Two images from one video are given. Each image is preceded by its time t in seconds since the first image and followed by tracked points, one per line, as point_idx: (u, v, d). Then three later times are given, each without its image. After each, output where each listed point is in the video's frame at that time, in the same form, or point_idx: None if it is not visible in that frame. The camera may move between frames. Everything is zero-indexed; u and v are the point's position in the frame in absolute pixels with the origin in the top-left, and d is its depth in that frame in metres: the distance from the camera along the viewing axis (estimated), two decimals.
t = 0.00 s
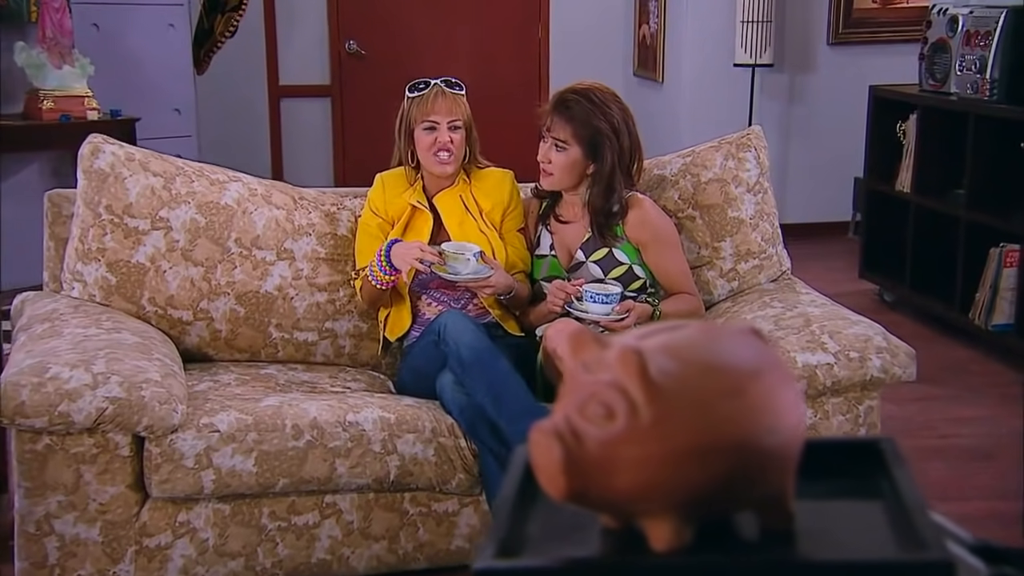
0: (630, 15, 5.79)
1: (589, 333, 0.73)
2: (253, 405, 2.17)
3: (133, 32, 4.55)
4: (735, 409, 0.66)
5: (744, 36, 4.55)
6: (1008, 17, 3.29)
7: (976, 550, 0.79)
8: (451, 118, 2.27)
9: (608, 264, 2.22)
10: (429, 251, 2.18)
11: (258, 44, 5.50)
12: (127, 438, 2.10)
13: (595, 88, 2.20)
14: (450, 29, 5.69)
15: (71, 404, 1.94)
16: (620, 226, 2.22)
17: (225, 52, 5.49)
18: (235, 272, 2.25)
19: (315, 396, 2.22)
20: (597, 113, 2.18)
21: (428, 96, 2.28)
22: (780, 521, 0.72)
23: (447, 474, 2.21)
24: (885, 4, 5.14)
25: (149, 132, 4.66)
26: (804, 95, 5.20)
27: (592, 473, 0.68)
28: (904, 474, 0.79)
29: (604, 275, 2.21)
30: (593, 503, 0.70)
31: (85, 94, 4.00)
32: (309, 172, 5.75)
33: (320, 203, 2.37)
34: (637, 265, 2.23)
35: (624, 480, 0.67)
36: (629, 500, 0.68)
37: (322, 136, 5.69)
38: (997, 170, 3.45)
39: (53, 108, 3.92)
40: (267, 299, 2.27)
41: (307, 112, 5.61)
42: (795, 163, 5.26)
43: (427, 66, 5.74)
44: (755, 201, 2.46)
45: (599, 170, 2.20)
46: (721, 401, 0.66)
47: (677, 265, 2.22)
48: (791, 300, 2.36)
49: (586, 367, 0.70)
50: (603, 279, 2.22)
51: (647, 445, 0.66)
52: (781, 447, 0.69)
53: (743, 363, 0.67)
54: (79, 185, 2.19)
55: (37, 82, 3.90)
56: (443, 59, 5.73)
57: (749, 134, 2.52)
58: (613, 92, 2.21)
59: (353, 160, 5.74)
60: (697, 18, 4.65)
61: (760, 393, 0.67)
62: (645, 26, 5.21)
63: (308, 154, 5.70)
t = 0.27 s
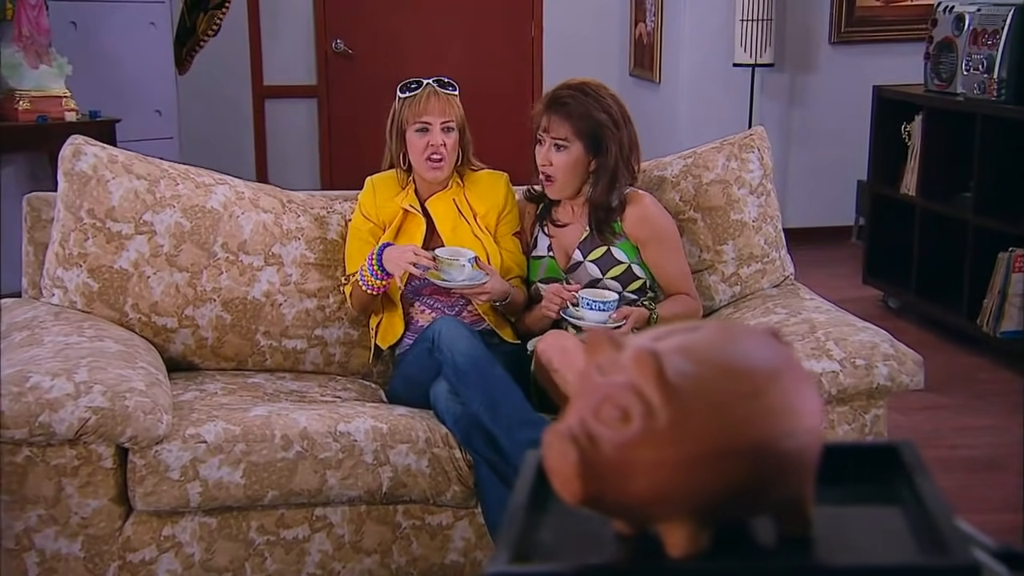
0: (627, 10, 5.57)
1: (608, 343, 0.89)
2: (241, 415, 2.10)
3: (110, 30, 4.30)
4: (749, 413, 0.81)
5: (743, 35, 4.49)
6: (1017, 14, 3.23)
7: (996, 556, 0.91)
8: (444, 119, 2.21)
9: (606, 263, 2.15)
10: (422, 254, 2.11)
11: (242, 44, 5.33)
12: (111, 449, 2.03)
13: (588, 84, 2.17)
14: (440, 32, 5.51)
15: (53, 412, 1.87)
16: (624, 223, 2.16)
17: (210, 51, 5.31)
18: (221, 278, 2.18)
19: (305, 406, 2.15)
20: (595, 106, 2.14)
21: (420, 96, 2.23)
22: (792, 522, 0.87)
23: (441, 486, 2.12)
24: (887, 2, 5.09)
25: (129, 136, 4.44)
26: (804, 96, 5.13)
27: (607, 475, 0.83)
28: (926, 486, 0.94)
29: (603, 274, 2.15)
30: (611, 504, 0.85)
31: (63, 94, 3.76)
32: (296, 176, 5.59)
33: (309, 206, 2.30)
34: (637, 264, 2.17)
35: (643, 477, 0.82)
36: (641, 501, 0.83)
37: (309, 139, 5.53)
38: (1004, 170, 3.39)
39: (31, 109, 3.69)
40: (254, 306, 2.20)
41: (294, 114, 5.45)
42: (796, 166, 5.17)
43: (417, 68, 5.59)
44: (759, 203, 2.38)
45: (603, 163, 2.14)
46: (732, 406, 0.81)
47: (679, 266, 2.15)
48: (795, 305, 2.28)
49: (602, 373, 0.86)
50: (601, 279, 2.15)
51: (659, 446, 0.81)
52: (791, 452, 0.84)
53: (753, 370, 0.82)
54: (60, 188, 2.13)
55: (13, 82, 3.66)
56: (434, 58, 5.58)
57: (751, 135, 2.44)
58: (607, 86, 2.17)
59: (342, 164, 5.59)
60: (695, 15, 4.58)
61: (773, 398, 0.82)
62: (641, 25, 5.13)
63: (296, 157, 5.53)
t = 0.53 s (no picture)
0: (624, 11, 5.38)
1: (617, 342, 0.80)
2: (229, 425, 2.03)
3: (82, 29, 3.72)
4: (771, 416, 0.73)
5: (743, 35, 4.29)
6: None
7: None
8: (437, 120, 2.16)
9: (605, 266, 2.10)
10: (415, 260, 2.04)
11: (225, 43, 5.07)
12: (94, 461, 1.96)
13: (585, 80, 2.09)
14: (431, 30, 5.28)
15: (33, 424, 1.80)
16: (624, 224, 2.10)
17: (190, 51, 5.06)
18: (207, 284, 2.11)
19: (295, 417, 2.09)
20: (592, 102, 2.06)
21: (413, 96, 2.17)
22: (813, 531, 0.79)
23: (436, 499, 2.05)
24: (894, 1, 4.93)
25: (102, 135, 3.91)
26: (807, 96, 4.93)
27: (622, 480, 0.75)
28: (951, 492, 0.85)
29: (602, 278, 2.10)
30: (624, 511, 0.76)
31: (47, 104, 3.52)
32: (279, 179, 5.29)
33: (298, 211, 2.24)
34: (637, 268, 2.11)
35: (658, 486, 0.74)
36: (658, 507, 0.75)
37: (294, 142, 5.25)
38: (1012, 171, 3.32)
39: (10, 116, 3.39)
40: (241, 313, 2.13)
41: (276, 114, 5.17)
42: (795, 170, 4.97)
43: (404, 68, 5.32)
44: (764, 206, 2.31)
45: (602, 161, 2.08)
46: (751, 409, 0.73)
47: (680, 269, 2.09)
48: (800, 311, 2.21)
49: (615, 373, 0.77)
50: (600, 282, 2.10)
51: (676, 451, 0.73)
52: (813, 456, 0.76)
53: (773, 372, 0.74)
54: (40, 191, 2.06)
55: None
56: (423, 57, 5.31)
57: (756, 136, 2.37)
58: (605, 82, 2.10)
59: (327, 166, 5.31)
60: (693, 16, 4.39)
61: (794, 401, 0.74)
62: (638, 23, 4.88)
63: (280, 160, 5.25)
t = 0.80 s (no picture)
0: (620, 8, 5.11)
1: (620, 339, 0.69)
2: (214, 434, 1.97)
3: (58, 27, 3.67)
4: (786, 417, 0.63)
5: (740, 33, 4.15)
6: None
7: None
8: (428, 120, 2.11)
9: (605, 270, 2.05)
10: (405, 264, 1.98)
11: (206, 42, 4.78)
12: (75, 471, 1.89)
13: (581, 74, 2.03)
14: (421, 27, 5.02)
15: (11, 436, 1.73)
16: (623, 224, 2.05)
17: (168, 49, 4.75)
18: (191, 289, 2.05)
19: (283, 425, 2.02)
20: (587, 98, 2.01)
21: (402, 96, 2.12)
22: (829, 536, 0.68)
23: (428, 509, 1.99)
24: None
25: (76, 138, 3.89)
26: (806, 96, 4.78)
27: (635, 485, 0.65)
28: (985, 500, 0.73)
29: (601, 282, 2.05)
30: (632, 517, 0.66)
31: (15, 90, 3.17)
32: (262, 181, 4.99)
33: (285, 212, 2.18)
34: (638, 273, 2.06)
35: (667, 494, 0.64)
36: (671, 514, 0.65)
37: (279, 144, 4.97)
38: (1016, 173, 3.27)
39: None
40: (226, 319, 2.07)
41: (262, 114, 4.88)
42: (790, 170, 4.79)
43: (392, 67, 5.05)
44: (767, 207, 2.25)
45: (595, 159, 2.02)
46: (767, 410, 0.63)
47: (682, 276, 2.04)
48: (800, 316, 2.14)
49: (622, 371, 0.66)
50: (601, 286, 2.05)
51: (689, 456, 0.63)
52: (831, 458, 0.66)
53: (787, 368, 0.64)
54: (18, 193, 1.99)
55: None
56: (412, 55, 5.05)
57: (759, 136, 2.31)
58: (604, 79, 2.04)
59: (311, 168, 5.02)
60: (689, 12, 4.27)
61: (809, 400, 0.64)
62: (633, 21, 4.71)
63: (262, 162, 4.96)
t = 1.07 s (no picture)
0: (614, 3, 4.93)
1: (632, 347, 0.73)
2: (198, 443, 1.90)
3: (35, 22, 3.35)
4: (792, 418, 0.67)
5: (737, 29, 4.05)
6: None
7: None
8: (418, 120, 2.07)
9: (607, 276, 2.00)
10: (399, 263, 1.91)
11: (188, 40, 4.64)
12: (53, 483, 1.82)
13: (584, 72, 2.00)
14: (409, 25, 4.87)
15: None
16: (624, 227, 2.00)
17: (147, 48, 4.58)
18: (175, 294, 1.99)
19: (269, 434, 1.95)
20: (586, 96, 1.97)
21: (391, 95, 2.08)
22: (830, 536, 0.72)
23: (419, 520, 1.92)
24: None
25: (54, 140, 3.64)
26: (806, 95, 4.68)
27: (642, 487, 0.68)
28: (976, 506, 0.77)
29: (602, 290, 2.00)
30: (641, 520, 0.69)
31: None
32: (246, 182, 4.85)
33: (270, 214, 2.12)
34: (641, 281, 2.01)
35: (676, 494, 0.67)
36: (680, 516, 0.68)
37: (262, 144, 4.81)
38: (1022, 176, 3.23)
39: None
40: (211, 324, 2.01)
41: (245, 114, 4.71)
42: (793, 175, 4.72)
43: (378, 65, 4.88)
44: (771, 208, 2.19)
45: (592, 159, 1.98)
46: (774, 413, 0.66)
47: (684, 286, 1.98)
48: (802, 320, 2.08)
49: (631, 375, 0.70)
50: (601, 294, 2.00)
51: (697, 458, 0.66)
52: (837, 459, 0.69)
53: (795, 369, 0.67)
54: None
55: None
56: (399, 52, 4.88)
57: (762, 135, 2.25)
58: (607, 78, 2.00)
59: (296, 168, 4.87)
60: (685, 10, 4.15)
61: (817, 401, 0.67)
62: (627, 17, 4.63)
63: (244, 162, 4.81)
